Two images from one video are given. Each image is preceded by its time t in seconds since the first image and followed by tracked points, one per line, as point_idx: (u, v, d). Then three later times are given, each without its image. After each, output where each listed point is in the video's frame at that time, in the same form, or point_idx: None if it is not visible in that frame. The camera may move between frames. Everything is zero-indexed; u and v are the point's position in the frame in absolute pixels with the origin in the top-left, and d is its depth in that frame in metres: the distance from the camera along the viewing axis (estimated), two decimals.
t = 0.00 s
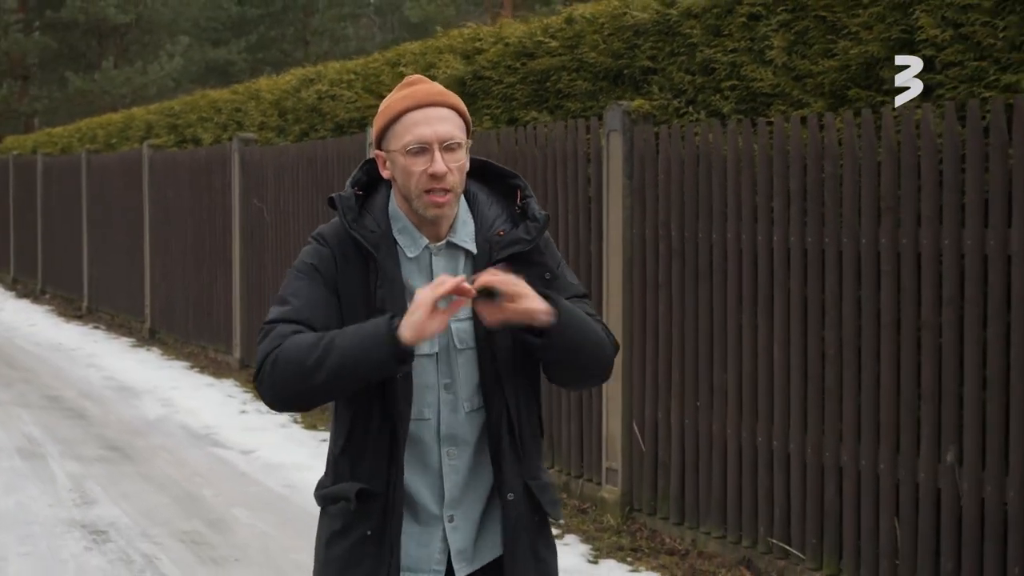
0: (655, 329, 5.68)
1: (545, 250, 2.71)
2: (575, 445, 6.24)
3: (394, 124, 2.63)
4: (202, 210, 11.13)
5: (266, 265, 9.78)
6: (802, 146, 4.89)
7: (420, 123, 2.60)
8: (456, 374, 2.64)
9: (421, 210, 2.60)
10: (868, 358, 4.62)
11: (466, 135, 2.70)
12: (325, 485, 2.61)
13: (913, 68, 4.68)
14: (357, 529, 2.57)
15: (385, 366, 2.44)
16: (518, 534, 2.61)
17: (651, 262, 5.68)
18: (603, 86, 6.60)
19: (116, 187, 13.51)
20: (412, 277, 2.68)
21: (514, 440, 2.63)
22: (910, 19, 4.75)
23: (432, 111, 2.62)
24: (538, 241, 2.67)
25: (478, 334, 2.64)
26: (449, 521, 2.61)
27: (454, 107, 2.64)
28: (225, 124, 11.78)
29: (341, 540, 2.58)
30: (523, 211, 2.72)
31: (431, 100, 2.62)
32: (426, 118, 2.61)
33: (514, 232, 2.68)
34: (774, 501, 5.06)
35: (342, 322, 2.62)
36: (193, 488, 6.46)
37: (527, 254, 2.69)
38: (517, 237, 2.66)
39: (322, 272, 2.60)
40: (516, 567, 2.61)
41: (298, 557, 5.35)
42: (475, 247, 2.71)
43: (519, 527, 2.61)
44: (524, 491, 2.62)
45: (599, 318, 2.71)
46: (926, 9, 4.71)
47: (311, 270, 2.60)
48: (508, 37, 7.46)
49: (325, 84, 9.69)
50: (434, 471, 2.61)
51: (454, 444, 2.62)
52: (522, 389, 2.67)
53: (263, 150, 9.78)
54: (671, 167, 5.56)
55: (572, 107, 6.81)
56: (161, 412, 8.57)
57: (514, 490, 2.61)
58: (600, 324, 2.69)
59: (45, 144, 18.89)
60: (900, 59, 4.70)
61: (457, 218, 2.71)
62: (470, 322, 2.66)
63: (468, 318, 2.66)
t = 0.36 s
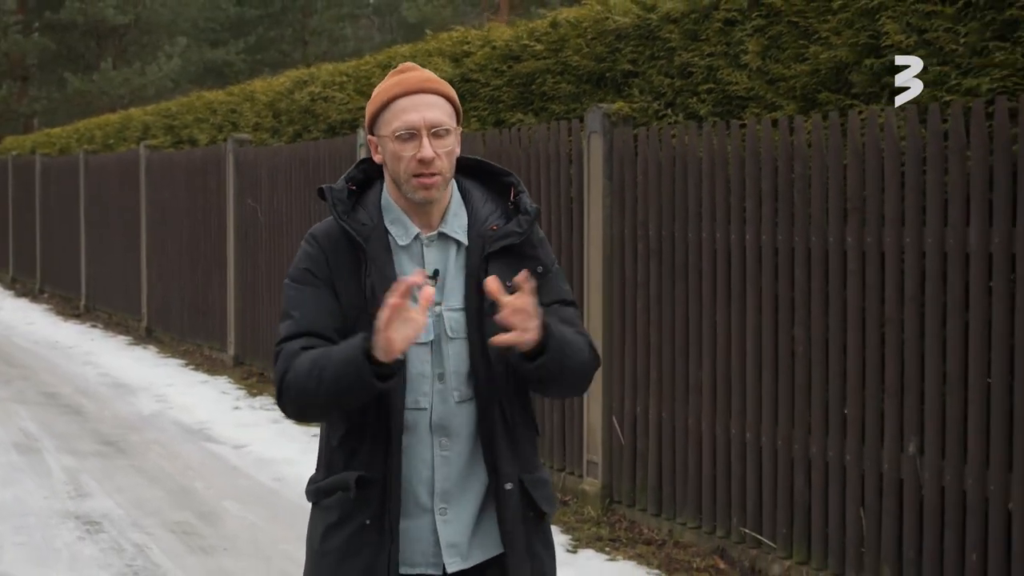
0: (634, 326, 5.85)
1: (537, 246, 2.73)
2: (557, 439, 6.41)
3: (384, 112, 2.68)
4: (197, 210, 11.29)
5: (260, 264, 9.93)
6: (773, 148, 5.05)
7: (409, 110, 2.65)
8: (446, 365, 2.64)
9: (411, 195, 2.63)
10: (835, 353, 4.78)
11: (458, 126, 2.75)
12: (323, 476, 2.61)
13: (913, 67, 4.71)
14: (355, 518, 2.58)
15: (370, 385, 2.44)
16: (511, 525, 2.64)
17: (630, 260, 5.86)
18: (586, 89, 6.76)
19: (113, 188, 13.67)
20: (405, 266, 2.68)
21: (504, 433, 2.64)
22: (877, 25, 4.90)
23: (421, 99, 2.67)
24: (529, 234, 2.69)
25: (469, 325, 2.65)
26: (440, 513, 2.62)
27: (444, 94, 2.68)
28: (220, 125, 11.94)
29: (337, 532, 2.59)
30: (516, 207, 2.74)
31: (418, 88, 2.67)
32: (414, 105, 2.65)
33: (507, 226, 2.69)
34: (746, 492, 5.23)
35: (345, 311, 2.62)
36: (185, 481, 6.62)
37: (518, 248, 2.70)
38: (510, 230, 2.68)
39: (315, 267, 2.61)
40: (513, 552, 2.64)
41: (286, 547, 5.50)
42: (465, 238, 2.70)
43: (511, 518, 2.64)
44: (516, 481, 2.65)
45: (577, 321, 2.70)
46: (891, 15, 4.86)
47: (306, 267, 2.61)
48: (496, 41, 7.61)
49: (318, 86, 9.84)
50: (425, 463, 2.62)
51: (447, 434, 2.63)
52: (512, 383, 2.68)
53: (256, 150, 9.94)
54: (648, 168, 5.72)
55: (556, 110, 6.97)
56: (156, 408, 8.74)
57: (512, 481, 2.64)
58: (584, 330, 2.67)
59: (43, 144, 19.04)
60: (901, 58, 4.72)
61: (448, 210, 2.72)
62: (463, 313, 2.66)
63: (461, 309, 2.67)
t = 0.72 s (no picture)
0: (611, 322, 6.01)
1: (554, 257, 2.59)
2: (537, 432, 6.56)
3: (395, 101, 2.60)
4: (190, 208, 11.44)
5: (251, 262, 10.07)
6: (742, 147, 5.21)
7: (419, 96, 2.57)
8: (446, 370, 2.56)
9: (419, 187, 2.55)
10: (801, 345, 4.94)
11: (472, 114, 2.65)
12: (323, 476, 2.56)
13: (912, 68, 4.71)
14: (355, 521, 2.52)
15: (418, 429, 2.44)
16: (489, 541, 2.52)
17: (607, 258, 6.01)
18: (567, 89, 6.91)
19: (108, 187, 13.83)
20: (413, 267, 2.58)
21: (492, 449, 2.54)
22: (842, 28, 5.05)
23: (432, 86, 2.58)
24: (541, 243, 2.56)
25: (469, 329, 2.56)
26: (430, 520, 2.53)
27: (454, 81, 2.59)
28: (213, 124, 12.09)
29: (335, 533, 2.54)
30: (530, 214, 2.62)
31: (429, 74, 2.58)
32: (424, 91, 2.57)
33: (520, 233, 2.56)
34: (716, 483, 5.38)
35: (350, 316, 2.55)
36: (174, 474, 6.77)
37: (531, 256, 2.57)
38: (521, 236, 2.55)
39: (322, 267, 2.55)
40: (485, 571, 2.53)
41: (270, 536, 5.65)
42: (477, 241, 2.59)
43: (492, 534, 2.52)
44: (498, 497, 2.53)
45: (584, 346, 2.62)
46: (857, 19, 5.01)
47: (314, 268, 2.56)
48: (480, 43, 7.75)
49: (308, 86, 9.97)
50: (418, 466, 2.54)
51: (441, 440, 2.55)
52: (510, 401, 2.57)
53: (247, 150, 10.09)
54: (624, 167, 5.87)
55: (537, 109, 7.13)
56: (148, 404, 8.89)
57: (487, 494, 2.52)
58: (573, 374, 2.58)
59: (39, 144, 19.21)
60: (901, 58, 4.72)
61: (461, 210, 2.61)
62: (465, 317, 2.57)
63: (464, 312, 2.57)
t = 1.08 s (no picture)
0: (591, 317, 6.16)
1: (559, 239, 2.64)
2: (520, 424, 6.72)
3: (392, 86, 2.69)
4: (184, 206, 11.59)
5: (244, 260, 10.22)
6: (715, 146, 5.37)
7: (414, 77, 2.65)
8: (452, 357, 2.61)
9: (417, 163, 2.59)
10: (771, 338, 5.10)
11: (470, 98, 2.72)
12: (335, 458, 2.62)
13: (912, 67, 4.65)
14: (361, 504, 2.58)
15: (427, 434, 2.48)
16: (498, 534, 2.57)
17: (588, 254, 6.17)
18: (551, 89, 7.06)
19: (104, 185, 13.98)
20: (418, 254, 2.63)
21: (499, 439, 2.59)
22: (811, 30, 5.20)
23: (428, 68, 2.66)
24: (548, 227, 2.61)
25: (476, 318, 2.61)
26: (446, 511, 2.60)
27: (450, 63, 2.67)
28: (208, 124, 12.24)
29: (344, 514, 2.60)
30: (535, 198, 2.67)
31: (425, 57, 2.67)
32: (420, 73, 2.65)
33: (525, 216, 2.61)
34: (691, 472, 5.54)
35: (356, 308, 2.61)
36: (166, 466, 6.92)
37: (537, 240, 2.62)
38: (527, 220, 2.60)
39: (324, 259, 2.62)
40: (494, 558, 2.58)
41: (257, 524, 5.81)
42: (481, 226, 2.64)
43: (501, 526, 2.57)
44: (505, 487, 2.59)
45: (592, 336, 2.69)
46: (825, 21, 5.16)
47: (315, 260, 2.62)
48: (466, 44, 7.90)
49: (300, 86, 10.11)
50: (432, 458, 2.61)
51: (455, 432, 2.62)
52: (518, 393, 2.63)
53: (240, 149, 10.24)
54: (603, 165, 6.03)
55: (522, 109, 7.29)
56: (142, 399, 9.04)
57: (497, 486, 2.58)
58: (580, 367, 2.66)
59: (36, 144, 19.36)
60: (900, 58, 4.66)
61: (464, 194, 2.66)
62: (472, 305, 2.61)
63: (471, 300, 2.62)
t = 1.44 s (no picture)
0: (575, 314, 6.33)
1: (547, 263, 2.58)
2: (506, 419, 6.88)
3: (379, 106, 2.60)
4: (180, 206, 11.76)
5: (239, 260, 10.37)
6: (691, 147, 5.52)
7: (403, 98, 2.56)
8: (443, 383, 2.56)
9: (407, 187, 2.52)
10: (745, 333, 5.26)
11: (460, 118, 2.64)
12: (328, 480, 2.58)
13: (912, 70, 4.65)
14: (353, 530, 2.55)
15: (421, 468, 2.44)
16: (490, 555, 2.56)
17: (571, 253, 6.33)
18: (536, 92, 7.23)
19: (102, 186, 14.16)
20: (408, 280, 2.57)
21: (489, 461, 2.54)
22: (785, 35, 5.37)
23: (418, 89, 2.58)
24: (537, 253, 2.55)
25: (466, 344, 2.55)
26: (445, 530, 2.57)
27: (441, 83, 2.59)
28: (204, 125, 12.41)
29: (335, 538, 2.56)
30: (523, 221, 2.61)
31: (415, 78, 2.58)
32: (410, 93, 2.56)
33: (514, 243, 2.55)
34: (669, 464, 5.70)
35: (349, 336, 2.54)
36: (161, 460, 7.07)
37: (526, 265, 2.56)
38: (515, 248, 2.53)
39: (317, 288, 2.54)
40: None
41: (248, 515, 5.96)
42: (471, 249, 2.58)
43: (488, 549, 2.55)
44: (492, 510, 2.56)
45: (575, 353, 2.64)
46: (798, 27, 5.32)
47: (308, 289, 2.55)
48: (455, 48, 8.07)
49: (294, 88, 10.27)
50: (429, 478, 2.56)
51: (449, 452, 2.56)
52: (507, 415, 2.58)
53: (235, 150, 10.40)
54: (585, 166, 6.19)
55: (509, 111, 7.46)
56: (137, 395, 9.20)
57: (485, 507, 2.55)
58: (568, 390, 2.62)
59: (34, 144, 19.57)
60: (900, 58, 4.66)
61: (453, 217, 2.59)
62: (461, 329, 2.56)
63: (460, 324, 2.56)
